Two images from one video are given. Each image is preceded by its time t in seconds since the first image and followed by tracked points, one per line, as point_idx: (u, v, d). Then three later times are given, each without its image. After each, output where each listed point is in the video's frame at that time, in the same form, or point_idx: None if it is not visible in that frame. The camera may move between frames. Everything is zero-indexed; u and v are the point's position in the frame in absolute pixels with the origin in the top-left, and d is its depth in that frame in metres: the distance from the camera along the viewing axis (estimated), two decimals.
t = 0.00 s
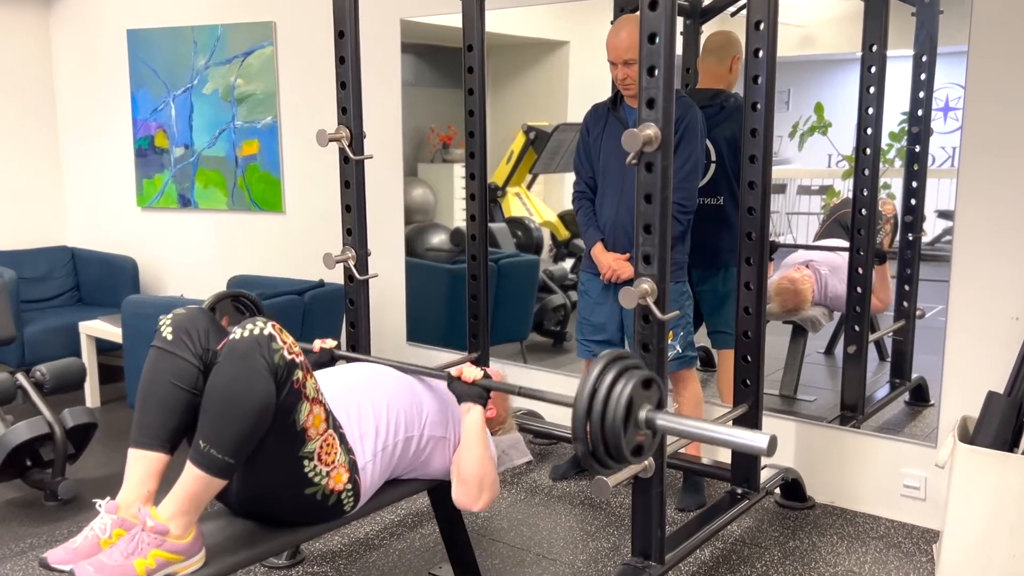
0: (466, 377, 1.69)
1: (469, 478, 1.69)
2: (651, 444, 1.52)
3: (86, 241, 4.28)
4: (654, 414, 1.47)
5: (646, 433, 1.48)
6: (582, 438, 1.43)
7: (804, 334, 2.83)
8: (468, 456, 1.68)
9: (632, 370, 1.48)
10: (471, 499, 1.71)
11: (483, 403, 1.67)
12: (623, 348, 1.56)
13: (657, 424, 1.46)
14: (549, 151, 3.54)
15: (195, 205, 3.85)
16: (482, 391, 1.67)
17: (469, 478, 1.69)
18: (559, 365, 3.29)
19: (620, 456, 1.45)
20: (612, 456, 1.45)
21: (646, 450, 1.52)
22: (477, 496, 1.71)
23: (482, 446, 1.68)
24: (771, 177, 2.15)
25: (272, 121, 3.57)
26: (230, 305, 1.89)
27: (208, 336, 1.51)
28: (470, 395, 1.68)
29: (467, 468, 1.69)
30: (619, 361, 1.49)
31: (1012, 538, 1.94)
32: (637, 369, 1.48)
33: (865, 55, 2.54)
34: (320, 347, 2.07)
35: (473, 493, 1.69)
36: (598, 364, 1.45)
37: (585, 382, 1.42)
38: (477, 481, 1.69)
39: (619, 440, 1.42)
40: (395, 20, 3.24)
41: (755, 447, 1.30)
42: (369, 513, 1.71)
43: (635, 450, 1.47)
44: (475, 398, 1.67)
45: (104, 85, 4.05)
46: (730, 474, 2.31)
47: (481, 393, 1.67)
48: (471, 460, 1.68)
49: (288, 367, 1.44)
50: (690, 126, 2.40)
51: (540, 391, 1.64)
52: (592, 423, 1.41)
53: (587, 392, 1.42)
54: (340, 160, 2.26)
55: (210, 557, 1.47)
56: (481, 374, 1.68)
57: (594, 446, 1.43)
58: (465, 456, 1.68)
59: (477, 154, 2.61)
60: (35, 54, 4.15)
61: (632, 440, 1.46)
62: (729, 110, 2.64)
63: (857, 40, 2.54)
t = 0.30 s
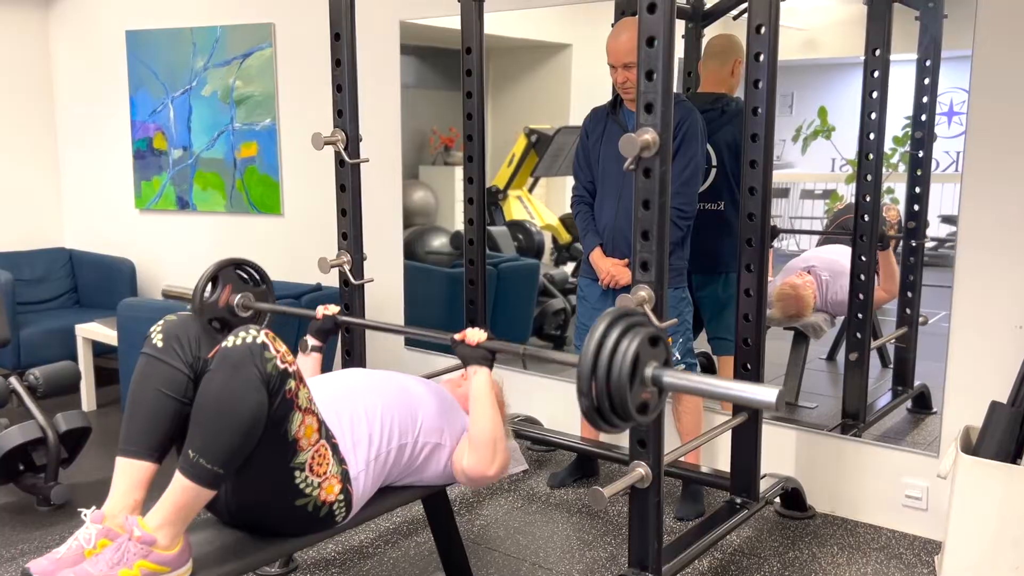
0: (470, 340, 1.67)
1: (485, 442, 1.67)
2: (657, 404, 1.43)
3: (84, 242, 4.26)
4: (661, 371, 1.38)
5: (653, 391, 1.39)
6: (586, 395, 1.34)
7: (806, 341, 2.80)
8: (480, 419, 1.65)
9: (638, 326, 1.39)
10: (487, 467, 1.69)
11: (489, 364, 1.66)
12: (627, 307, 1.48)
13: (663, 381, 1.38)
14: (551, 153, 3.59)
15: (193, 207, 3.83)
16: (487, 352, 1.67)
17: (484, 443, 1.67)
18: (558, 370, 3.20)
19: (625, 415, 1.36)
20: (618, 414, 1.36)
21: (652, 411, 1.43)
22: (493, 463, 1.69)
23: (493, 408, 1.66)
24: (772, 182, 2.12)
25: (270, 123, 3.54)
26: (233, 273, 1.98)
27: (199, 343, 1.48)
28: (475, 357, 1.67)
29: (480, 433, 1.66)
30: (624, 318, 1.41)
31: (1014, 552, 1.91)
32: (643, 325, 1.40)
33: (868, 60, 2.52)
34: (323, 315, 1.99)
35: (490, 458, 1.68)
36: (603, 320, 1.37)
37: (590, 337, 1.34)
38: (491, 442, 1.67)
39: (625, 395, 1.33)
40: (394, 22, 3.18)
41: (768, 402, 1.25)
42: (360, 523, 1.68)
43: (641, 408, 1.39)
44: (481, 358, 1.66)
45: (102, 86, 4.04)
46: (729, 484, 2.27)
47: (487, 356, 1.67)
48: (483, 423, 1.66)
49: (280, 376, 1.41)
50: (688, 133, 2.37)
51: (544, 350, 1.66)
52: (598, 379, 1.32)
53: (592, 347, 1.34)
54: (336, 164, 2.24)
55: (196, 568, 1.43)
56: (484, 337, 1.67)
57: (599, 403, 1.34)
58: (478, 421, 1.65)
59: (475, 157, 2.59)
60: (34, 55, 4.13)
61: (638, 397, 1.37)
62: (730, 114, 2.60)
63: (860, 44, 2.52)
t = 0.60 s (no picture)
0: (478, 309, 1.67)
1: (494, 411, 1.65)
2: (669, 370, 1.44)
3: (85, 246, 4.26)
4: (670, 336, 1.39)
5: (663, 356, 1.40)
6: (596, 357, 1.36)
7: (809, 349, 2.79)
8: (489, 387, 1.64)
9: (649, 292, 1.41)
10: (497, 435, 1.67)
11: (498, 333, 1.65)
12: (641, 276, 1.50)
13: (672, 346, 1.38)
14: (554, 158, 3.48)
15: (195, 212, 3.83)
16: (497, 321, 1.65)
17: (493, 410, 1.65)
18: (560, 378, 3.19)
19: (635, 379, 1.37)
20: (627, 378, 1.38)
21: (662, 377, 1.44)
22: (502, 432, 1.68)
23: (503, 376, 1.65)
24: (774, 190, 2.11)
25: (272, 128, 3.54)
26: (243, 245, 2.14)
27: (195, 349, 1.46)
28: (483, 326, 1.66)
29: (489, 401, 1.65)
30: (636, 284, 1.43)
31: (1017, 565, 1.89)
32: (654, 291, 1.41)
33: (872, 67, 2.50)
34: (331, 285, 2.05)
35: (500, 427, 1.67)
36: (613, 286, 1.39)
37: (599, 302, 1.36)
38: (501, 412, 1.65)
39: (633, 358, 1.34)
40: (396, 28, 3.17)
41: (775, 364, 1.28)
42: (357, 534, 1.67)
43: (650, 373, 1.40)
44: (490, 328, 1.65)
45: (105, 90, 4.03)
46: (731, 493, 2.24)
47: (496, 324, 1.65)
48: (494, 391, 1.64)
49: (273, 384, 1.39)
50: (691, 138, 2.36)
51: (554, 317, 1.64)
52: (606, 342, 1.35)
53: (601, 311, 1.36)
54: (336, 170, 2.23)
55: None
56: (494, 305, 1.67)
57: (608, 366, 1.36)
58: (487, 389, 1.64)
59: (476, 163, 2.58)
60: (37, 60, 4.14)
61: (647, 362, 1.38)
62: (732, 122, 2.59)
63: (864, 50, 2.51)
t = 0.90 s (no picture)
0: (493, 274, 1.71)
1: (493, 373, 1.65)
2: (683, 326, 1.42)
3: (90, 251, 4.27)
4: (685, 292, 1.36)
5: (677, 313, 1.38)
6: (610, 314, 1.33)
7: (812, 357, 2.73)
8: (492, 348, 1.66)
9: (662, 249, 1.38)
10: (492, 398, 1.67)
11: (510, 296, 1.68)
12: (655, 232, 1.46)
13: (687, 302, 1.35)
14: (557, 166, 3.51)
15: (200, 217, 3.84)
16: (511, 286, 1.68)
17: (491, 371, 1.65)
18: (563, 386, 3.19)
19: (648, 336, 1.35)
20: (641, 335, 1.35)
21: (677, 334, 1.41)
22: (498, 396, 1.67)
23: (508, 340, 1.66)
24: (777, 198, 2.10)
25: (277, 134, 3.54)
26: (260, 220, 2.14)
27: (195, 356, 1.45)
28: (497, 290, 1.69)
29: (489, 362, 1.66)
30: (649, 241, 1.39)
31: None
32: (668, 248, 1.38)
33: (876, 75, 2.48)
34: (348, 256, 2.05)
35: (495, 389, 1.66)
36: (627, 242, 1.36)
37: (613, 259, 1.33)
38: (500, 374, 1.65)
39: (648, 316, 1.32)
40: (401, 34, 3.17)
41: (789, 317, 1.23)
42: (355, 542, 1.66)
43: (665, 330, 1.37)
44: (504, 292, 1.68)
45: (111, 96, 4.04)
46: (733, 502, 2.23)
47: (509, 287, 1.68)
48: (496, 352, 1.65)
49: (266, 390, 1.38)
50: (694, 145, 2.36)
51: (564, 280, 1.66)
52: (620, 300, 1.32)
53: (614, 268, 1.33)
54: (338, 176, 2.23)
55: None
56: (507, 270, 1.71)
57: (622, 323, 1.34)
58: (489, 349, 1.66)
59: (479, 170, 2.57)
60: (43, 66, 4.15)
61: (661, 318, 1.35)
62: (736, 129, 2.60)
63: (869, 59, 2.47)
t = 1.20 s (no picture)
0: (499, 258, 1.74)
1: (483, 349, 1.72)
2: (689, 307, 1.41)
3: (97, 254, 4.28)
4: (690, 272, 1.35)
5: (683, 293, 1.37)
6: (615, 295, 1.32)
7: (819, 364, 2.76)
8: (487, 325, 1.73)
9: (666, 229, 1.36)
10: (480, 373, 1.73)
11: (513, 281, 1.71)
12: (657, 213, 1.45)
13: (692, 282, 1.35)
14: (566, 170, 3.51)
15: (206, 221, 3.85)
16: (516, 270, 1.72)
17: (482, 346, 1.73)
18: (567, 392, 3.18)
19: (655, 317, 1.34)
20: (647, 316, 1.34)
21: (682, 314, 1.41)
22: (486, 371, 1.73)
23: (503, 322, 1.72)
24: (782, 203, 2.08)
25: (283, 138, 3.55)
26: (266, 208, 2.14)
27: (190, 359, 1.47)
28: (502, 274, 1.73)
29: (483, 339, 1.73)
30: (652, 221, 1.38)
31: None
32: (672, 228, 1.37)
33: (882, 81, 2.49)
34: (354, 242, 2.05)
35: (484, 365, 1.72)
36: (631, 223, 1.34)
37: (617, 239, 1.32)
38: (489, 350, 1.72)
39: (654, 297, 1.31)
40: (408, 39, 3.17)
41: (795, 294, 1.25)
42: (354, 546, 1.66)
43: (670, 310, 1.37)
44: (508, 276, 1.72)
45: (119, 100, 4.06)
46: (736, 510, 2.21)
47: (513, 271, 1.72)
48: (489, 331, 1.73)
49: (257, 390, 1.41)
50: (700, 149, 2.36)
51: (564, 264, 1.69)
52: (625, 280, 1.31)
53: (619, 249, 1.31)
54: (342, 180, 2.23)
55: None
56: (513, 254, 1.73)
57: (627, 304, 1.33)
58: (484, 326, 1.73)
59: (483, 175, 2.57)
60: (52, 70, 4.17)
61: (666, 298, 1.34)
62: (742, 134, 2.57)
63: (876, 65, 2.49)
